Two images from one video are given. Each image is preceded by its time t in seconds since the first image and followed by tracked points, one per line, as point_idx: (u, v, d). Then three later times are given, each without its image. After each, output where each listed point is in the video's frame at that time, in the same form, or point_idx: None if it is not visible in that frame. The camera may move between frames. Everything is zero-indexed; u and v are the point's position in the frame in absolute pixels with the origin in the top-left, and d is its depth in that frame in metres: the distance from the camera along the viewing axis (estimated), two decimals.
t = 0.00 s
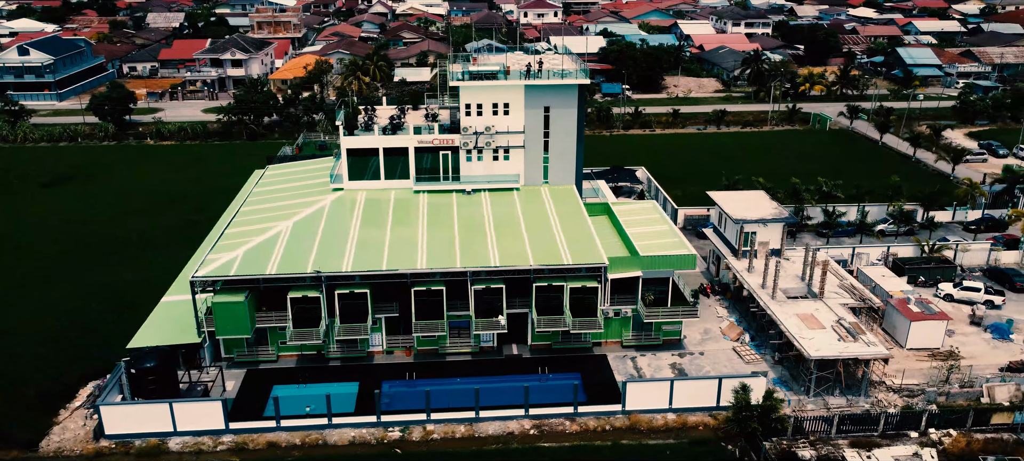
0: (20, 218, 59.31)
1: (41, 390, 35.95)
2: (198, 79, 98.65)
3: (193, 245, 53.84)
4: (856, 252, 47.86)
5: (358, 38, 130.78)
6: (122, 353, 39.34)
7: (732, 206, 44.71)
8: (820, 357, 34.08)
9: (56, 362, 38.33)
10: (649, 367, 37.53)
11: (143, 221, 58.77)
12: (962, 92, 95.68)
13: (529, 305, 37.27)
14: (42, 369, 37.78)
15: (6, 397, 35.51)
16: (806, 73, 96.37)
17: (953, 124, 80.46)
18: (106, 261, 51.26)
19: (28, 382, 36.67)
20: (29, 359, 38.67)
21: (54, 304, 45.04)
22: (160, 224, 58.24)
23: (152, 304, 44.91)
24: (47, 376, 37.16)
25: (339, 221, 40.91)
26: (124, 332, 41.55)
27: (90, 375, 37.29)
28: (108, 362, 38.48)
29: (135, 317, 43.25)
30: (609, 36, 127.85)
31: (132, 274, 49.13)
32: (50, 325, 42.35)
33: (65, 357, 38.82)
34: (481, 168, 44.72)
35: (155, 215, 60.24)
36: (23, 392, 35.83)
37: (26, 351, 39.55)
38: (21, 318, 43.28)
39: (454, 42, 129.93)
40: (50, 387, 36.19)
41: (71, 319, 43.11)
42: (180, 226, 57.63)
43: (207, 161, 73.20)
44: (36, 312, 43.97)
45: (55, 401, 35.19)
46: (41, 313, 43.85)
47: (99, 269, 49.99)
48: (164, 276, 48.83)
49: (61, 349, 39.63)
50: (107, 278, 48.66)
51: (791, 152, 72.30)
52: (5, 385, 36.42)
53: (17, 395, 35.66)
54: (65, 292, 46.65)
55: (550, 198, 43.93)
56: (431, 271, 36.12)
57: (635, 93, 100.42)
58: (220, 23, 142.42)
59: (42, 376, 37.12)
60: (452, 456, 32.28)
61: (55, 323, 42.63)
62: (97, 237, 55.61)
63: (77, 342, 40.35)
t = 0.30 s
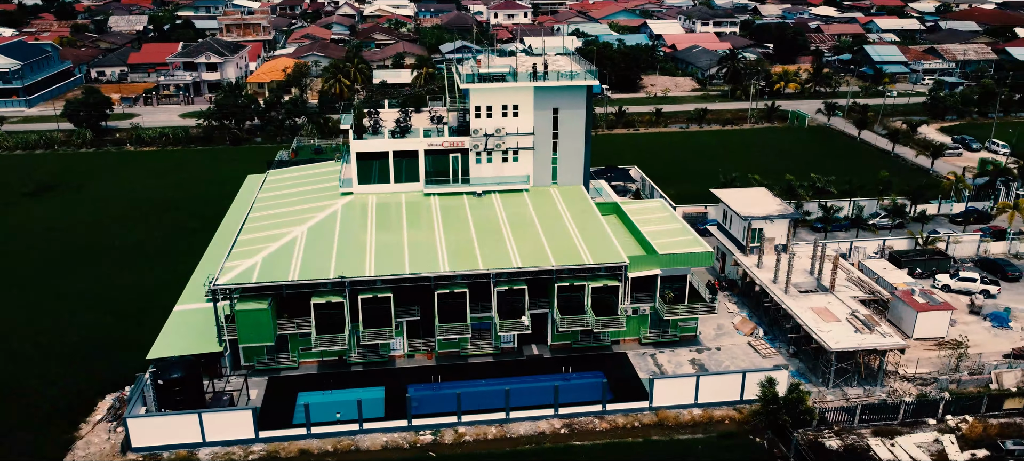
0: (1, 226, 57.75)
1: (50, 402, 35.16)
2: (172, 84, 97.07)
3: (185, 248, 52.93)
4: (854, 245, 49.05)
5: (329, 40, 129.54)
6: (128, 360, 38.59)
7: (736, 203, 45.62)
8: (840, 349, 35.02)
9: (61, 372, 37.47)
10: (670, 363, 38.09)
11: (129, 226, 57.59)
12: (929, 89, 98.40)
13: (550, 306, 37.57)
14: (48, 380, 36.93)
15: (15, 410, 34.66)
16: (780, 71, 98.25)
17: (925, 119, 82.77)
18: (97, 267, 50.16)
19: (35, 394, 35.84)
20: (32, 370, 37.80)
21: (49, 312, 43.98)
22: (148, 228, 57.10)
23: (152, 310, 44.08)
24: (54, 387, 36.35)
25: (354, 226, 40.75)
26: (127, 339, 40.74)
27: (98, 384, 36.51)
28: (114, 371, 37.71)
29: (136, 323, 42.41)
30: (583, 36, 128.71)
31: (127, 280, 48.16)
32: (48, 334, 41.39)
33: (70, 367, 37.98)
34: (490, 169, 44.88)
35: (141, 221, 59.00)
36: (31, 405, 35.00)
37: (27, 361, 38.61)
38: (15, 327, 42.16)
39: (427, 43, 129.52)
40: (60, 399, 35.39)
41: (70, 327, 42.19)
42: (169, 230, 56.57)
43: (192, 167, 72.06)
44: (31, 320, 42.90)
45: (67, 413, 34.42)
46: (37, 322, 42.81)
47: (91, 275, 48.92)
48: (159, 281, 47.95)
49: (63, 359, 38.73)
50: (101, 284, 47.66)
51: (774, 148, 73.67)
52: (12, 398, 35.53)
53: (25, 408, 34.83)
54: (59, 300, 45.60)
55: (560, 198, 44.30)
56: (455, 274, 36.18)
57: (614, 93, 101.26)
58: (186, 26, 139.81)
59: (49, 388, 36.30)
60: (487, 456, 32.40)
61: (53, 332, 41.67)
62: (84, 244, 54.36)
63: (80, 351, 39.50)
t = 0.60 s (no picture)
0: None
1: (60, 416, 34.46)
2: (146, 88, 95.37)
3: (181, 257, 52.17)
4: (851, 239, 50.24)
5: (302, 42, 128.18)
6: (135, 372, 37.98)
7: (741, 200, 46.46)
8: (857, 340, 35.94)
9: (67, 386, 36.75)
10: (688, 359, 38.65)
11: (121, 236, 56.61)
12: (899, 86, 100.95)
13: (570, 305, 37.89)
14: (54, 393, 36.22)
15: (26, 422, 33.93)
16: (756, 70, 99.90)
17: (900, 114, 84.91)
18: (92, 277, 49.26)
19: (42, 407, 35.11)
20: (35, 382, 37.04)
21: (40, 323, 43.08)
22: (141, 237, 56.22)
23: (154, 320, 43.41)
24: (62, 401, 35.63)
25: (368, 230, 40.62)
26: (132, 350, 40.09)
27: (107, 397, 35.87)
28: (122, 382, 37.08)
29: (139, 335, 41.74)
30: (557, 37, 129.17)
31: (124, 289, 47.36)
32: (49, 345, 40.59)
33: (72, 378, 37.23)
34: (500, 171, 44.99)
35: (128, 229, 58.00)
36: (38, 418, 34.29)
37: (30, 373, 37.81)
38: (9, 338, 41.24)
39: (401, 44, 128.85)
40: (65, 412, 34.72)
41: (71, 338, 41.42)
42: (161, 239, 55.71)
43: (177, 174, 70.93)
44: (22, 331, 42.00)
45: (80, 424, 33.77)
46: (29, 333, 41.92)
47: (87, 285, 48.04)
48: (158, 290, 47.23)
49: (63, 370, 37.96)
50: (97, 294, 46.83)
51: (758, 146, 75.04)
52: (20, 411, 34.77)
53: (33, 421, 34.07)
54: (56, 310, 44.71)
55: (570, 198, 44.65)
56: (477, 275, 36.28)
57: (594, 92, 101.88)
58: (153, 29, 137.09)
59: (58, 401, 35.61)
60: (520, 456, 32.56)
61: (54, 343, 40.87)
62: (71, 253, 53.32)
63: (84, 363, 38.78)
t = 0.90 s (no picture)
0: None
1: (55, 419, 34.09)
2: (119, 92, 93.09)
3: (168, 260, 51.54)
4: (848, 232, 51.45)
5: (274, 44, 126.57)
6: (130, 376, 37.56)
7: (745, 197, 47.33)
8: (873, 330, 36.91)
9: (59, 390, 36.34)
10: (706, 353, 39.28)
11: (103, 240, 55.89)
12: (870, 83, 103.43)
13: (591, 303, 38.30)
14: (47, 396, 35.83)
15: (24, 429, 33.42)
16: (732, 68, 101.46)
17: (875, 110, 87.05)
18: (76, 282, 48.64)
19: (36, 411, 34.70)
20: (26, 387, 36.59)
21: (25, 331, 42.21)
22: (125, 242, 55.36)
23: (144, 324, 42.88)
24: (56, 404, 35.25)
25: (383, 232, 40.49)
26: (124, 357, 39.45)
27: (102, 401, 35.50)
28: (116, 386, 36.69)
29: (131, 339, 41.25)
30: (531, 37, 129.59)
31: (110, 294, 46.76)
32: (37, 350, 40.08)
33: (68, 386, 36.57)
34: (509, 171, 45.13)
35: (110, 234, 57.02)
36: (37, 426, 33.58)
37: (22, 377, 37.39)
38: None
39: (375, 45, 128.04)
40: (63, 419, 34.06)
41: (60, 343, 40.91)
42: (145, 244, 54.92)
43: (159, 178, 69.68)
44: (8, 340, 41.11)
45: (80, 427, 33.45)
46: (14, 341, 41.05)
47: (71, 291, 47.41)
48: (145, 295, 46.64)
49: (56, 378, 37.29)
50: (83, 299, 46.23)
51: (742, 143, 76.33)
52: (17, 419, 34.12)
53: (35, 430, 33.35)
54: (40, 315, 44.12)
55: (580, 197, 45.03)
56: (500, 276, 36.40)
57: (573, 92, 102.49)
58: (118, 31, 134.08)
59: (53, 406, 35.13)
60: (554, 454, 32.75)
61: (42, 347, 40.35)
62: (53, 260, 52.28)
63: (76, 368, 38.27)
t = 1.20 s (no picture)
0: None
1: (45, 422, 34.57)
2: (95, 96, 92.34)
3: (155, 265, 51.19)
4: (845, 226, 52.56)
5: (247, 46, 124.90)
6: (120, 382, 37.91)
7: (749, 193, 48.18)
8: (886, 321, 37.85)
9: (48, 395, 36.73)
10: (723, 347, 39.91)
11: (88, 244, 55.41)
12: (844, 80, 105.62)
13: (611, 301, 38.64)
14: (41, 402, 36.12)
15: (28, 445, 33.06)
16: (710, 67, 102.89)
17: (852, 106, 89.04)
18: (60, 287, 48.36)
19: (25, 415, 35.12)
20: (14, 391, 36.97)
21: (14, 341, 41.75)
22: (110, 247, 54.67)
23: (132, 330, 43.07)
24: (44, 408, 35.69)
25: (400, 234, 40.36)
26: (116, 368, 39.19)
27: (93, 405, 35.96)
28: (105, 391, 37.08)
29: (119, 344, 41.51)
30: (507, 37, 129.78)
31: (96, 298, 46.86)
32: (23, 355, 40.30)
33: (60, 400, 36.32)
34: (519, 171, 45.27)
35: (93, 238, 56.30)
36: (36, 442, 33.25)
37: (11, 381, 37.81)
38: None
39: (350, 47, 127.12)
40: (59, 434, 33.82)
41: (47, 347, 41.13)
42: (131, 245, 54.78)
43: (143, 183, 68.57)
44: None
45: (72, 432, 33.89)
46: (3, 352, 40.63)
47: (55, 293, 47.49)
48: (133, 300, 46.74)
49: (48, 391, 37.01)
50: (68, 302, 46.36)
51: (728, 140, 77.32)
52: (20, 435, 33.72)
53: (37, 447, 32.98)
54: (27, 322, 43.85)
55: (590, 196, 45.35)
56: (523, 276, 36.54)
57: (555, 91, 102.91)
58: (85, 34, 131.15)
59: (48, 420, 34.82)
60: (586, 451, 33.00)
61: (29, 352, 40.57)
62: (36, 265, 51.50)
63: (64, 373, 38.58)
